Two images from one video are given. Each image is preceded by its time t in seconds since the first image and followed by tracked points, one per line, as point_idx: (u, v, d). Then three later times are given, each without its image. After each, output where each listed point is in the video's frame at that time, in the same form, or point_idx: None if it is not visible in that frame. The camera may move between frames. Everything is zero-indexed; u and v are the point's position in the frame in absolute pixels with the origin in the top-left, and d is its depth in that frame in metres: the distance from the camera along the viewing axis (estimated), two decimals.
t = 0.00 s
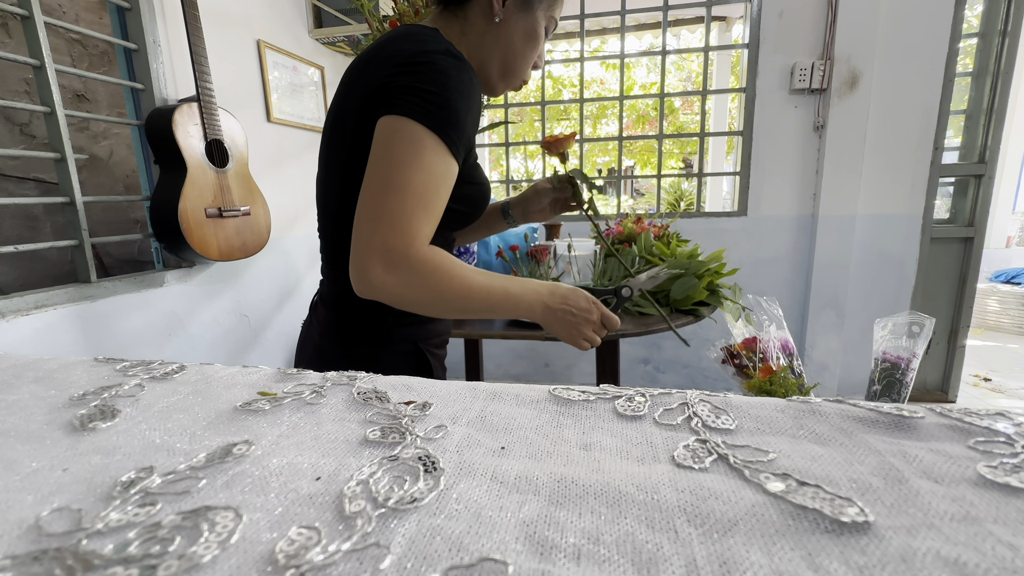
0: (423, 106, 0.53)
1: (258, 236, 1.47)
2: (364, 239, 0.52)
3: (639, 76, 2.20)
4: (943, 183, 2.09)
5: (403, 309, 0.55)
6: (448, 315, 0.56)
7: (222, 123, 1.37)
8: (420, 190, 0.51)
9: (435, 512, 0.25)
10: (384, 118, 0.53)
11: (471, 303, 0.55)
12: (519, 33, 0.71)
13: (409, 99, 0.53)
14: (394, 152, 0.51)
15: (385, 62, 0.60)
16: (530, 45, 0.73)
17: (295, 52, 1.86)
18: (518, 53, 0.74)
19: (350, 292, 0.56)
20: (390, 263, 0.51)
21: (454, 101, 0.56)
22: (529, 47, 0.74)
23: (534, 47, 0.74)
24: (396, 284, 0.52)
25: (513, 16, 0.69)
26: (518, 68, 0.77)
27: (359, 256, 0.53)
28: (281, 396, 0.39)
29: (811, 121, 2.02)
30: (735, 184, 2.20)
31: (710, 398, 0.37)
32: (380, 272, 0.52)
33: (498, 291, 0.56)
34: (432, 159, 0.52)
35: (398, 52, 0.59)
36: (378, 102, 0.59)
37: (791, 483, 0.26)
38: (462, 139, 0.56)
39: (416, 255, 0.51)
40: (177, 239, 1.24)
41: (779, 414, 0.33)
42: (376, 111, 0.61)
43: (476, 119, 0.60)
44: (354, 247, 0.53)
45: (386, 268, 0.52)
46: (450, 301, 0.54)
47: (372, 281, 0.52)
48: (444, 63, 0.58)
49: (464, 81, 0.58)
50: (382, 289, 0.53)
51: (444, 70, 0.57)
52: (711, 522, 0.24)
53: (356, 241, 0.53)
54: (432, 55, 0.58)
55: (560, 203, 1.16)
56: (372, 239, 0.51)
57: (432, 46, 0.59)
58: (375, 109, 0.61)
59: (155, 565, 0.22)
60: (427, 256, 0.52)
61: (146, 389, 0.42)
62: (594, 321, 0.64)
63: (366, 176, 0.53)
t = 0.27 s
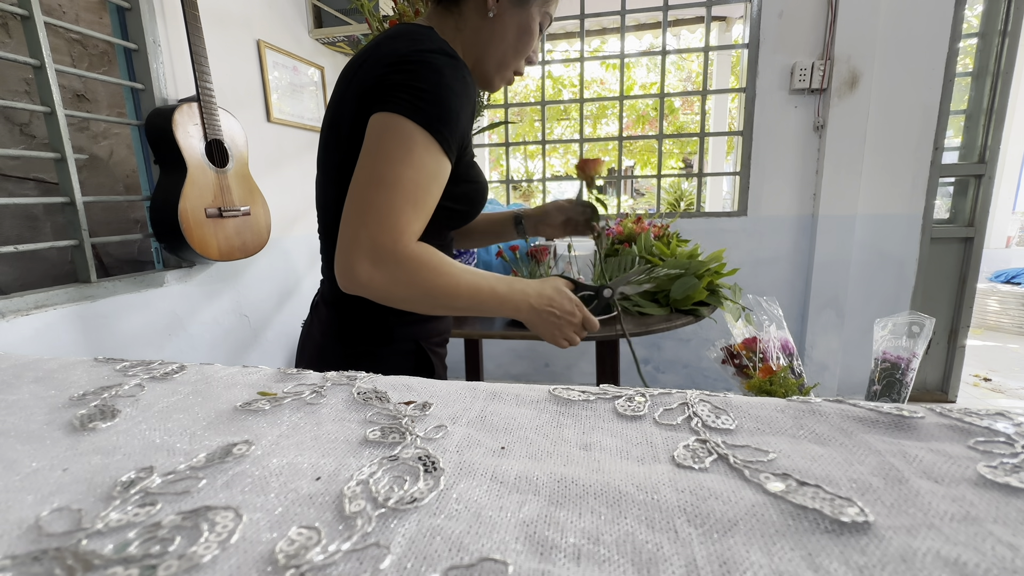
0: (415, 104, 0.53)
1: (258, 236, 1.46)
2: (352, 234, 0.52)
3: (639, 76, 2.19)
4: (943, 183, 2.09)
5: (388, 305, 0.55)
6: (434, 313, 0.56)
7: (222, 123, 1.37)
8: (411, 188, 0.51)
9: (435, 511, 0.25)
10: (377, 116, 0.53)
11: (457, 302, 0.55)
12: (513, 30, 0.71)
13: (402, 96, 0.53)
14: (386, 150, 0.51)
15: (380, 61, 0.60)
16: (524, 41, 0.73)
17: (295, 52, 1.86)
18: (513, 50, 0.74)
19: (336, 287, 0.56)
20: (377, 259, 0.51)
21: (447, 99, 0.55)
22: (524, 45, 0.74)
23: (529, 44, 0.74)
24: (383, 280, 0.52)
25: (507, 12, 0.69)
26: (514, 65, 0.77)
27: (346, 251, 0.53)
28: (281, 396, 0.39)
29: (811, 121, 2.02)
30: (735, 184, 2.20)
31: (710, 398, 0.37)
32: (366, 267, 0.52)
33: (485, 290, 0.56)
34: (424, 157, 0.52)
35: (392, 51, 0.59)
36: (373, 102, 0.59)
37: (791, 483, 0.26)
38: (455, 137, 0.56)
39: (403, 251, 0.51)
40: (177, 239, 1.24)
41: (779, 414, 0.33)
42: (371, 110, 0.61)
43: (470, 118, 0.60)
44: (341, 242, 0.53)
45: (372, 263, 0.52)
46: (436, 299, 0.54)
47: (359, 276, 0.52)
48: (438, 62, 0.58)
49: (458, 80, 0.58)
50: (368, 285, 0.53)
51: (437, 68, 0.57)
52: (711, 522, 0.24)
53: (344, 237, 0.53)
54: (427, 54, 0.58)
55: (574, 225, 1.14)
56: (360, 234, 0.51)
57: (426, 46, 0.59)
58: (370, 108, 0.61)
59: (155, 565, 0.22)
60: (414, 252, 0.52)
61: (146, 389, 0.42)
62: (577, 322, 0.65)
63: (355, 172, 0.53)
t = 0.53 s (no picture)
0: (410, 103, 0.53)
1: (258, 236, 1.47)
2: (354, 235, 0.52)
3: (639, 76, 2.20)
4: (943, 183, 2.09)
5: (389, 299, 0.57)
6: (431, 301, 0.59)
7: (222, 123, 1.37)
8: (411, 187, 0.52)
9: (435, 511, 0.25)
10: (373, 117, 0.53)
11: (452, 289, 0.59)
12: (503, 22, 0.70)
13: (397, 96, 0.53)
14: (384, 150, 0.51)
15: (373, 61, 0.60)
16: (516, 34, 0.72)
17: (295, 52, 1.86)
18: (505, 43, 0.74)
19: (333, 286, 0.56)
20: (383, 259, 0.52)
21: (441, 97, 0.56)
22: (517, 37, 0.73)
23: (521, 37, 0.74)
24: (387, 277, 0.54)
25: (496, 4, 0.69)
26: (507, 58, 0.77)
27: (348, 252, 0.53)
28: (281, 396, 0.39)
29: (811, 121, 2.02)
30: (735, 184, 2.20)
31: (710, 398, 0.37)
32: (371, 266, 0.52)
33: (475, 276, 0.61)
34: (423, 157, 0.53)
35: (384, 50, 0.59)
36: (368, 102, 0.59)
37: (791, 483, 0.26)
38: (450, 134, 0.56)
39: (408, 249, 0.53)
40: (177, 239, 1.24)
41: (779, 414, 0.33)
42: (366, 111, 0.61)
43: (464, 115, 0.60)
44: (342, 242, 0.53)
45: (377, 263, 0.52)
46: (437, 289, 0.57)
47: (363, 275, 0.53)
48: (430, 60, 0.58)
49: (450, 77, 0.58)
50: (371, 283, 0.53)
51: (430, 67, 0.57)
52: (711, 522, 0.24)
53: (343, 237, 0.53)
54: (418, 52, 0.58)
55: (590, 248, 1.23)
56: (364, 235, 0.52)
57: (417, 44, 0.59)
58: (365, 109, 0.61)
59: (154, 565, 0.22)
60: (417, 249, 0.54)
61: (146, 389, 0.42)
62: (533, 293, 0.76)
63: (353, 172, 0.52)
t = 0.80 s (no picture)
0: (423, 115, 0.53)
1: (258, 236, 1.47)
2: (397, 253, 0.53)
3: (639, 76, 2.20)
4: (943, 183, 2.09)
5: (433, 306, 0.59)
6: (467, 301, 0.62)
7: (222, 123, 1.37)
8: (440, 198, 0.53)
9: (434, 511, 0.25)
10: (389, 133, 0.53)
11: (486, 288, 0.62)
12: (500, 21, 0.70)
13: (408, 106, 0.53)
14: (406, 165, 0.52)
15: (378, 68, 0.60)
16: (513, 34, 0.72)
17: (295, 52, 1.86)
18: (503, 42, 0.73)
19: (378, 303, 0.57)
20: (428, 273, 0.54)
21: (451, 105, 0.56)
22: (514, 37, 0.73)
23: (519, 36, 0.73)
24: (432, 288, 0.55)
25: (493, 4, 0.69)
26: (506, 57, 0.77)
27: (392, 270, 0.54)
28: (281, 396, 0.39)
29: (811, 121, 2.02)
30: (735, 184, 2.20)
31: (710, 398, 0.37)
32: (418, 283, 0.54)
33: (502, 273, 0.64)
34: (445, 167, 0.53)
35: (389, 56, 0.59)
36: (376, 110, 0.59)
37: (791, 483, 0.26)
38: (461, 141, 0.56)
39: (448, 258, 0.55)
40: (177, 239, 1.24)
41: (779, 414, 0.33)
42: (373, 117, 0.61)
43: (471, 119, 0.60)
44: (386, 262, 0.54)
45: (425, 278, 0.54)
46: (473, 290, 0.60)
47: (411, 292, 0.54)
48: (435, 65, 0.57)
49: (456, 82, 0.58)
50: (419, 297, 0.55)
51: (436, 73, 0.57)
52: (711, 522, 0.24)
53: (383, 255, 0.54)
54: (422, 57, 0.58)
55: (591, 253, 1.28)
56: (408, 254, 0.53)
57: (420, 48, 0.59)
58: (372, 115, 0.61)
59: (154, 565, 0.22)
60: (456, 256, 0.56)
61: (146, 389, 0.42)
62: (560, 286, 0.79)
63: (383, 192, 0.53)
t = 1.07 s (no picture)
0: (431, 114, 0.53)
1: (258, 236, 1.46)
2: (396, 247, 0.53)
3: (639, 76, 2.19)
4: (943, 183, 2.08)
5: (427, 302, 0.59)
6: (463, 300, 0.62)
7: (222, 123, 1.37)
8: (442, 197, 0.53)
9: (434, 511, 0.25)
10: (396, 130, 0.53)
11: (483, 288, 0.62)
12: (504, 23, 0.70)
13: (416, 106, 0.53)
14: (411, 161, 0.52)
15: (387, 68, 0.60)
16: (517, 36, 0.72)
17: (295, 52, 1.86)
18: (506, 44, 0.73)
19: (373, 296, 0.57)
20: (425, 269, 0.54)
21: (459, 106, 0.56)
22: (518, 38, 0.73)
23: (523, 37, 0.73)
24: (428, 285, 0.55)
25: (497, 5, 0.69)
26: (510, 59, 0.77)
27: (390, 264, 0.54)
28: (281, 396, 0.39)
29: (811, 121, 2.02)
30: (735, 184, 2.19)
31: (710, 397, 0.37)
32: (415, 277, 0.54)
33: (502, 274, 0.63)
34: (449, 166, 0.53)
35: (398, 57, 0.59)
36: (384, 111, 0.59)
37: (791, 483, 0.26)
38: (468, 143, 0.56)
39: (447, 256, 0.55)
40: (177, 239, 1.24)
41: (779, 414, 0.33)
42: (381, 118, 0.61)
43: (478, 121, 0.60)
44: (384, 255, 0.54)
45: (421, 273, 0.54)
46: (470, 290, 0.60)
47: (407, 286, 0.54)
48: (444, 66, 0.57)
49: (464, 84, 0.58)
50: (414, 292, 0.55)
51: (445, 73, 0.57)
52: (711, 522, 0.24)
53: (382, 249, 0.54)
54: (431, 59, 0.58)
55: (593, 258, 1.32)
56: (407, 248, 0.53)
57: (429, 49, 0.59)
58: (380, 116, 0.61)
59: (154, 565, 0.22)
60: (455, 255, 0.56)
61: (146, 389, 0.42)
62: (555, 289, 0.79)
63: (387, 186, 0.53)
